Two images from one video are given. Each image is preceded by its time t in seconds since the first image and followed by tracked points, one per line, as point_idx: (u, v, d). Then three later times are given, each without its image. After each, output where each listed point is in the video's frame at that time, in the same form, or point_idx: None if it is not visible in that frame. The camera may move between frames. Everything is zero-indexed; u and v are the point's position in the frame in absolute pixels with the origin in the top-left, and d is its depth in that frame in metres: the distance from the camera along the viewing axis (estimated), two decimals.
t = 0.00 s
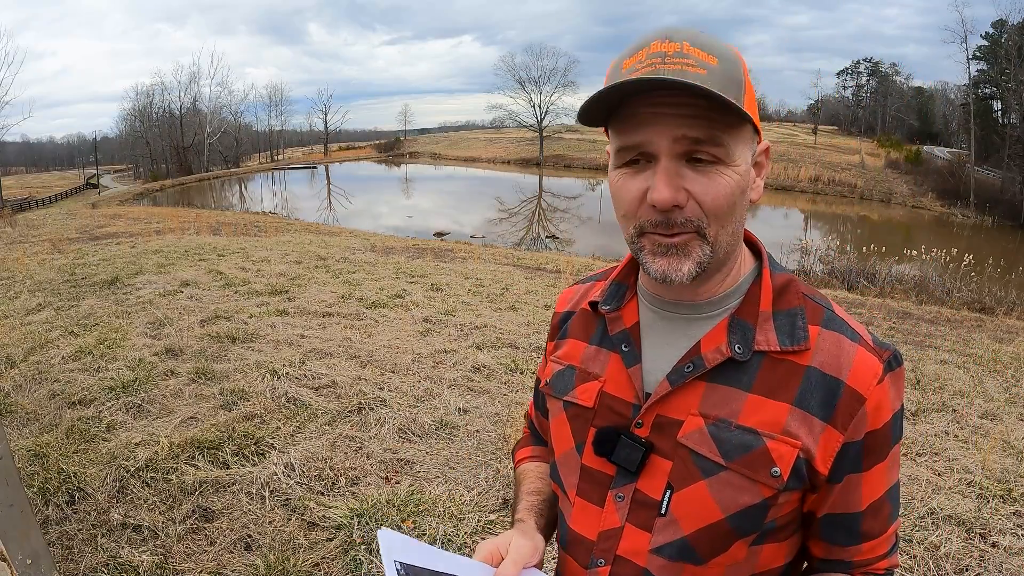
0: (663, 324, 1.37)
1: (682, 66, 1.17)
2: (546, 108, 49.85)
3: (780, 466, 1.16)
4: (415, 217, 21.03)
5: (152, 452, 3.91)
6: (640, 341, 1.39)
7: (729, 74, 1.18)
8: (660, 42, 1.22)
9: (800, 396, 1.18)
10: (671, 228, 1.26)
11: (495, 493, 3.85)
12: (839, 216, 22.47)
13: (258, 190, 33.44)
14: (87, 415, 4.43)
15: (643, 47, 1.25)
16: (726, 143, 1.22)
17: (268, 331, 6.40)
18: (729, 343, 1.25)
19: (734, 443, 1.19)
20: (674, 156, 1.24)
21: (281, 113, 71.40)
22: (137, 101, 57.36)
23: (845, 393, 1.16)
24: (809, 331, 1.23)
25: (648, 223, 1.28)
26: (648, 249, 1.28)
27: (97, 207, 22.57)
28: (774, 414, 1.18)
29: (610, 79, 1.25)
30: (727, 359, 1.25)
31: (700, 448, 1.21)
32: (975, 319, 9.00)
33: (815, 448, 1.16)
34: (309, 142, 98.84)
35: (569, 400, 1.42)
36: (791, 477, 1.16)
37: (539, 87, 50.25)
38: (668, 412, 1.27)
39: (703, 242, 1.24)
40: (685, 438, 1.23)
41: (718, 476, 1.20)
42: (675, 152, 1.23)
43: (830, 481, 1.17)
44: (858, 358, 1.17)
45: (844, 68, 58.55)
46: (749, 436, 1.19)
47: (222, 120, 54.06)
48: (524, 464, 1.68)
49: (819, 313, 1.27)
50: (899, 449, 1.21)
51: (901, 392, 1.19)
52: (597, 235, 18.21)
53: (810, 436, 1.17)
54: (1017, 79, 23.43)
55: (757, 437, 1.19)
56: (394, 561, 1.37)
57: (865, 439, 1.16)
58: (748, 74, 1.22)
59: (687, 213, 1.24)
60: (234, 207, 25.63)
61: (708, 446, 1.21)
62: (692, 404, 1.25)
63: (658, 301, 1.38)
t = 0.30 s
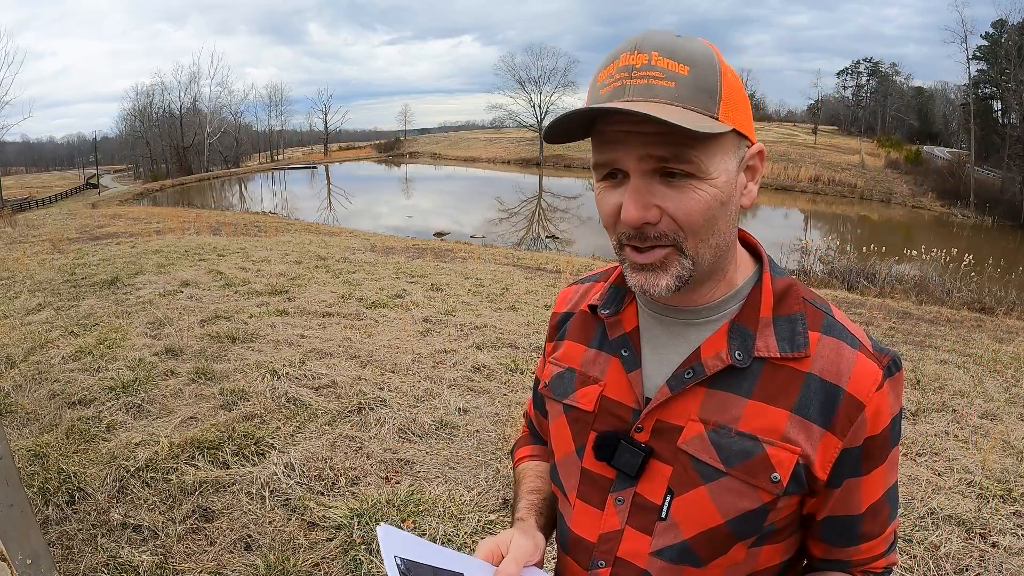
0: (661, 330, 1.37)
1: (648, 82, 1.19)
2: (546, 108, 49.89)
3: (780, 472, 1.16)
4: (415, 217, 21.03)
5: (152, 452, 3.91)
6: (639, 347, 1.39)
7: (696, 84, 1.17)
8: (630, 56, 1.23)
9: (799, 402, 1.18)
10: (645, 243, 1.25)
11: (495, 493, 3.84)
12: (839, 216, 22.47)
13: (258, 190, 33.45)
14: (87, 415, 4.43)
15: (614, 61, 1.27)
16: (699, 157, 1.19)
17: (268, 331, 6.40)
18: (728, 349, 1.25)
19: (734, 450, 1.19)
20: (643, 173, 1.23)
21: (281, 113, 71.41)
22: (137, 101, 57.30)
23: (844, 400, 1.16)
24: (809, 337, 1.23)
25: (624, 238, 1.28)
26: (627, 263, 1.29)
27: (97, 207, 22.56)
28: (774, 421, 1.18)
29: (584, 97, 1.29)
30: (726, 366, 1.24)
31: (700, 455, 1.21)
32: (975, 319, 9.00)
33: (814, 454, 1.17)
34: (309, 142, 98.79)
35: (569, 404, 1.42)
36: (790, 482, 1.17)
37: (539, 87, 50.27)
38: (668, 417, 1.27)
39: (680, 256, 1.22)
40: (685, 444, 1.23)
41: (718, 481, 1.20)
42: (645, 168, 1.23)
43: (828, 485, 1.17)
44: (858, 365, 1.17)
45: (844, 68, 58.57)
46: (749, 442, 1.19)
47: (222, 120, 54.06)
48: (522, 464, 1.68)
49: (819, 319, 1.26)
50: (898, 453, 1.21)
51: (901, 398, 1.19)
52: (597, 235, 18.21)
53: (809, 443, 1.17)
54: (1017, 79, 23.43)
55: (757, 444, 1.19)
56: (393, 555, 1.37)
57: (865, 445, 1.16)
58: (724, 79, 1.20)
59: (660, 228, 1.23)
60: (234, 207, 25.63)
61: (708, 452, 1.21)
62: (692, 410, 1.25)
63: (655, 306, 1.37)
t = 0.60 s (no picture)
0: (661, 328, 1.37)
1: (691, 80, 1.17)
2: (546, 108, 49.93)
3: (778, 468, 1.17)
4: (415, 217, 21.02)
5: (152, 452, 3.91)
6: (639, 345, 1.39)
7: (736, 92, 1.17)
8: (670, 52, 1.21)
9: (796, 400, 1.18)
10: (670, 240, 1.26)
11: (495, 493, 3.85)
12: (839, 216, 22.47)
13: (258, 190, 33.44)
14: (87, 415, 4.43)
15: (653, 55, 1.24)
16: (731, 162, 1.21)
17: (268, 331, 6.41)
18: (726, 348, 1.26)
19: (732, 446, 1.20)
20: (675, 172, 1.23)
21: (281, 113, 71.41)
22: (137, 101, 57.28)
23: (840, 396, 1.16)
24: (805, 335, 1.23)
25: (645, 232, 1.28)
26: (644, 259, 1.30)
27: (97, 207, 22.56)
28: (770, 418, 1.19)
29: (621, 87, 1.24)
30: (725, 365, 1.25)
31: (699, 451, 1.22)
32: (975, 319, 9.00)
33: (811, 451, 1.17)
34: (309, 142, 98.80)
35: (569, 403, 1.42)
36: (788, 478, 1.17)
37: (539, 87, 50.29)
38: (667, 414, 1.27)
39: (700, 256, 1.24)
40: (683, 441, 1.23)
41: (716, 478, 1.20)
42: (678, 167, 1.22)
43: (826, 482, 1.17)
44: (854, 362, 1.18)
45: (844, 68, 58.60)
46: (748, 438, 1.19)
47: (222, 120, 54.06)
48: (524, 475, 1.67)
49: (815, 318, 1.27)
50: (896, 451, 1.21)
51: (897, 396, 1.19)
52: (597, 235, 18.21)
53: (806, 439, 1.17)
54: (1017, 79, 23.43)
55: (755, 440, 1.19)
56: None
57: (861, 443, 1.16)
58: (758, 90, 1.22)
59: (687, 227, 1.24)
60: (233, 207, 25.62)
61: (706, 449, 1.22)
62: (691, 407, 1.25)
63: (656, 305, 1.38)
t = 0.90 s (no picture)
0: (667, 323, 1.38)
1: (725, 65, 1.19)
2: (546, 108, 49.95)
3: (789, 460, 1.17)
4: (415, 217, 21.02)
5: (152, 452, 3.91)
6: (644, 342, 1.39)
7: (767, 83, 1.20)
8: (702, 40, 1.24)
9: (805, 390, 1.19)
10: (692, 223, 1.25)
11: (495, 493, 3.85)
12: (839, 216, 22.48)
13: (258, 190, 33.45)
14: (87, 415, 4.43)
15: (682, 43, 1.25)
16: (755, 150, 1.24)
17: (268, 331, 6.41)
18: (735, 341, 1.26)
19: (743, 440, 1.20)
20: (703, 155, 1.24)
21: (281, 113, 71.41)
22: (138, 100, 57.26)
23: (848, 385, 1.17)
24: (810, 328, 1.25)
25: (667, 215, 1.27)
26: (662, 242, 1.28)
27: (97, 207, 22.55)
28: (781, 411, 1.19)
29: (652, 68, 1.24)
30: (733, 358, 1.25)
31: (710, 445, 1.22)
32: (975, 320, 9.00)
33: (824, 442, 1.16)
34: (309, 142, 98.82)
35: (570, 403, 1.40)
36: (800, 470, 1.17)
37: (539, 87, 50.29)
38: (675, 410, 1.27)
39: (720, 241, 1.24)
40: (693, 436, 1.23)
41: (727, 472, 1.19)
42: (707, 150, 1.24)
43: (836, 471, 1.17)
44: (857, 352, 1.20)
45: (844, 68, 58.62)
46: (759, 431, 1.20)
47: (223, 120, 54.03)
48: (510, 482, 1.66)
49: (818, 311, 1.29)
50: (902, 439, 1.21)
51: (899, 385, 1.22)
52: (597, 235, 18.21)
53: (817, 430, 1.17)
54: (1017, 79, 23.44)
55: (766, 432, 1.19)
56: None
57: (870, 430, 1.16)
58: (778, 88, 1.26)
59: (712, 210, 1.24)
60: (233, 207, 25.61)
61: (717, 443, 1.21)
62: (700, 402, 1.25)
63: (663, 300, 1.38)
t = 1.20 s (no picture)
0: (669, 325, 1.37)
1: (715, 68, 1.17)
2: (546, 108, 49.92)
3: (796, 462, 1.18)
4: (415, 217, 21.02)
5: (152, 452, 3.91)
6: (646, 344, 1.39)
7: (761, 86, 1.18)
8: (696, 39, 1.22)
9: (810, 391, 1.21)
10: (680, 227, 1.26)
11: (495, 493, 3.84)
12: (839, 216, 22.48)
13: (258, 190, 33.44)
14: (87, 415, 4.42)
15: (679, 41, 1.24)
16: (747, 154, 1.22)
17: (268, 331, 6.40)
18: (739, 343, 1.27)
19: (750, 442, 1.20)
20: (690, 158, 1.23)
21: (281, 113, 71.44)
22: (138, 101, 57.26)
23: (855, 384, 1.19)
24: (813, 330, 1.27)
25: (654, 218, 1.29)
26: (651, 246, 1.30)
27: (97, 207, 22.54)
28: (787, 412, 1.21)
29: (644, 70, 1.25)
30: (739, 359, 1.26)
31: (717, 448, 1.22)
32: (975, 320, 9.00)
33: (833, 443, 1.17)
34: (309, 142, 98.81)
35: (572, 407, 1.40)
36: (806, 472, 1.18)
37: (539, 87, 50.30)
38: (679, 414, 1.26)
39: (709, 246, 1.25)
40: (699, 439, 1.23)
41: (734, 475, 1.20)
42: (693, 154, 1.23)
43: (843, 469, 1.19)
44: (863, 351, 1.22)
45: (844, 69, 58.63)
46: (765, 433, 1.21)
47: (223, 120, 54.01)
48: (505, 491, 1.65)
49: (821, 313, 1.31)
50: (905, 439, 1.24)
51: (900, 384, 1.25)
52: (597, 235, 18.21)
53: (825, 432, 1.18)
54: (1017, 79, 23.44)
55: (773, 434, 1.20)
56: None
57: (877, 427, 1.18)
58: (781, 88, 1.23)
59: (698, 214, 1.24)
60: (233, 207, 25.60)
61: (723, 446, 1.22)
62: (706, 405, 1.25)
63: (665, 301, 1.38)
